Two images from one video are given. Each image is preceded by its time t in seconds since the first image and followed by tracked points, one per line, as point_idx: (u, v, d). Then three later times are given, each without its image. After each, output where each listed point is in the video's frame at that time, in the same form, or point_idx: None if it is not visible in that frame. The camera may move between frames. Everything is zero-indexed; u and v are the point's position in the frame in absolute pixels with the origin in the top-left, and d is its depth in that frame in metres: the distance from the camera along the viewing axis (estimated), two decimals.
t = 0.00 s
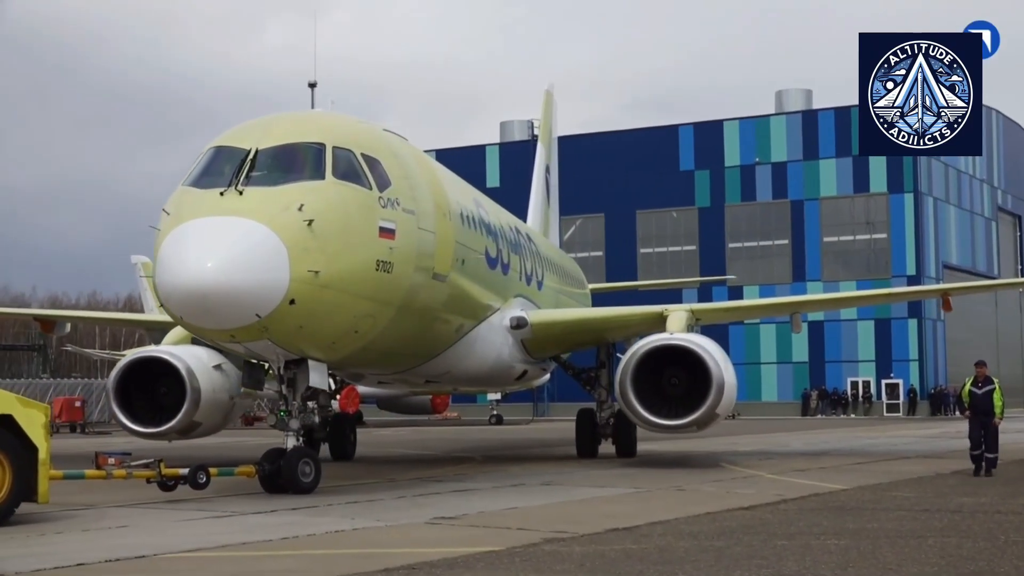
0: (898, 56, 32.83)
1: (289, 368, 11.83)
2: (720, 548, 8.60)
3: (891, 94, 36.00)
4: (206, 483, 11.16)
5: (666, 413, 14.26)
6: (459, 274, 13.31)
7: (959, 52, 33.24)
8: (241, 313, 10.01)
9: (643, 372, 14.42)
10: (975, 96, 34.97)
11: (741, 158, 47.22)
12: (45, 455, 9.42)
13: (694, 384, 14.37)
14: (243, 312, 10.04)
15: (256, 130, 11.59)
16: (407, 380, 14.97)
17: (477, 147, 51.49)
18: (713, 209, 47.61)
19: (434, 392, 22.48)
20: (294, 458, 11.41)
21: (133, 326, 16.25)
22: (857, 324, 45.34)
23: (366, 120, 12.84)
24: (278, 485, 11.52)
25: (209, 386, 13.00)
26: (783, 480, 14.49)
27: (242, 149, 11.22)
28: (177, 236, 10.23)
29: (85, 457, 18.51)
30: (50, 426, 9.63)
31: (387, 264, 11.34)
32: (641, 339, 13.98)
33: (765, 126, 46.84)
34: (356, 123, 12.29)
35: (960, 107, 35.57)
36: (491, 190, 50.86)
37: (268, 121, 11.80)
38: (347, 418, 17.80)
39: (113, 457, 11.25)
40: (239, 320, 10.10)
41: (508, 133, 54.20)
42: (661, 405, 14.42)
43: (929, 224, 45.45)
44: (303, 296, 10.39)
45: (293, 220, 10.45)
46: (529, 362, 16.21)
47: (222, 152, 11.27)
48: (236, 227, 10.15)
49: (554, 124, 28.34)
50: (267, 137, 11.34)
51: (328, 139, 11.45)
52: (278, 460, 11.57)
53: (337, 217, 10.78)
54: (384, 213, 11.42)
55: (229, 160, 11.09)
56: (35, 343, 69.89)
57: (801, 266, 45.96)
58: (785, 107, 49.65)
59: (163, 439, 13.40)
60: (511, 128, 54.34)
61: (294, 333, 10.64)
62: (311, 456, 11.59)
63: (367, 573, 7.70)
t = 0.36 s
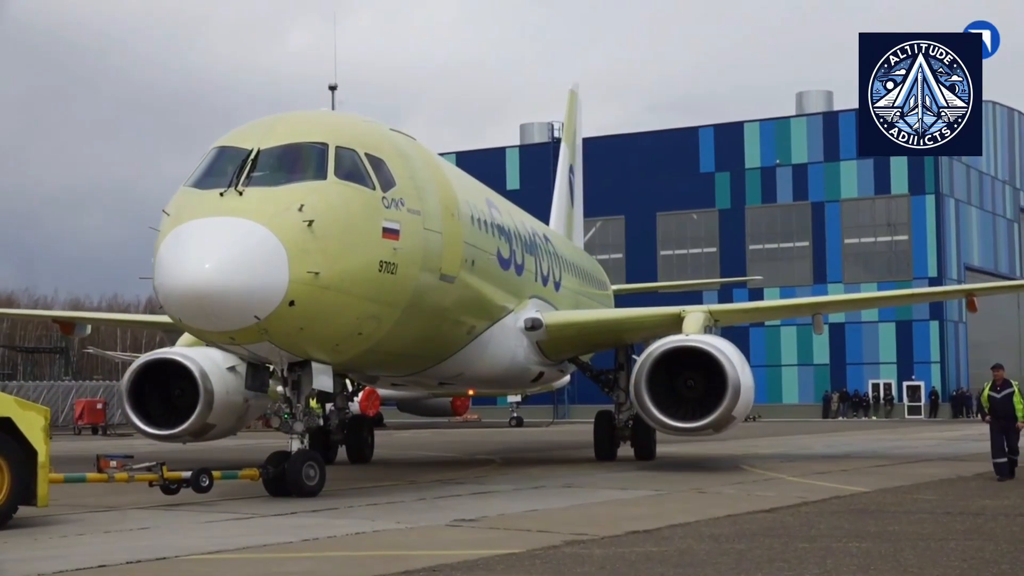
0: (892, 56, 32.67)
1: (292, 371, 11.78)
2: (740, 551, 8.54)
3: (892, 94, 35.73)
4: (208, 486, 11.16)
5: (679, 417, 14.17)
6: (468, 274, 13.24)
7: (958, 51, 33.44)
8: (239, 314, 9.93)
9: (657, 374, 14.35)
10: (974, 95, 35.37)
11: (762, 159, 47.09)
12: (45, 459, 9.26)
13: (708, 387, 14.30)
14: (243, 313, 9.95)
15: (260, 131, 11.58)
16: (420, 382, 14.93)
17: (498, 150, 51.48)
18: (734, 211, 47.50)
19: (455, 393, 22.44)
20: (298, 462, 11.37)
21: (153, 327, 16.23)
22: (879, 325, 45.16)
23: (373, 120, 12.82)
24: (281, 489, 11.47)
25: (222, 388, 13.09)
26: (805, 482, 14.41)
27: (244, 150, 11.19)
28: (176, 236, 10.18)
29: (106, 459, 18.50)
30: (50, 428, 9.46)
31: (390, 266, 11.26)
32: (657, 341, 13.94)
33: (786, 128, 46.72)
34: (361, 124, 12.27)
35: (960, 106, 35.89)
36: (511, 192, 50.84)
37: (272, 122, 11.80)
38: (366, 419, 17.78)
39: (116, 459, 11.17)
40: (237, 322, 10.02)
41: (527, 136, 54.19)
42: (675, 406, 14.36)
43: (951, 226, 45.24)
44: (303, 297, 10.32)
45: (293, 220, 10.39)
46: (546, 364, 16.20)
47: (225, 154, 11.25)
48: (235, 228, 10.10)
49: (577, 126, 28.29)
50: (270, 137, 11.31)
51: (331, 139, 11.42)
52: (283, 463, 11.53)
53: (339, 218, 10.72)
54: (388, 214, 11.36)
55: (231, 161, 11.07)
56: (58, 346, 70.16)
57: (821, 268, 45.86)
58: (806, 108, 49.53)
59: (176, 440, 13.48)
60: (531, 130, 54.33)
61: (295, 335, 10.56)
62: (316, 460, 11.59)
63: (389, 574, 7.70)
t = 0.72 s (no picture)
0: (893, 56, 32.59)
1: (294, 372, 11.63)
2: (758, 552, 8.53)
3: (892, 94, 35.77)
4: (210, 487, 11.31)
5: (690, 418, 14.09)
6: (473, 274, 13.14)
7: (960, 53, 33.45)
8: (237, 314, 9.78)
9: (668, 375, 14.28)
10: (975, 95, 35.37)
11: (779, 160, 46.97)
12: (41, 462, 9.07)
13: (721, 388, 14.26)
14: (241, 313, 9.80)
15: (261, 129, 11.46)
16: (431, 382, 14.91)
17: (515, 151, 51.49)
18: (751, 212, 47.40)
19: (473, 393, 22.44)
20: (302, 465, 11.31)
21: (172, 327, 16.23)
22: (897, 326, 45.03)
23: (376, 118, 12.72)
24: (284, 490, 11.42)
25: (231, 389, 13.25)
26: (823, 484, 14.38)
27: (244, 150, 11.07)
28: (173, 236, 10.04)
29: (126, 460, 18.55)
30: (48, 429, 9.27)
31: (391, 265, 11.15)
32: (671, 341, 13.90)
33: (803, 128, 46.60)
34: (364, 122, 12.17)
35: (960, 106, 35.85)
36: (529, 193, 50.85)
37: (272, 120, 11.69)
38: (380, 421, 17.83)
39: (115, 462, 11.32)
40: (235, 322, 9.86)
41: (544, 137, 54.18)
42: (687, 406, 14.30)
43: (969, 226, 45.08)
44: (302, 297, 10.16)
45: (291, 219, 10.25)
46: (559, 365, 16.23)
47: (224, 152, 11.14)
48: (232, 227, 9.95)
49: (598, 127, 28.27)
50: (269, 137, 11.20)
51: (331, 138, 11.31)
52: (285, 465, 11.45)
53: (339, 217, 10.60)
54: (390, 213, 11.26)
55: (230, 159, 10.95)
56: (77, 348, 70.44)
57: (839, 269, 45.74)
58: (824, 108, 49.42)
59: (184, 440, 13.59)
60: (548, 132, 54.33)
61: (294, 336, 10.42)
62: (319, 460, 11.56)
63: (408, 574, 7.73)
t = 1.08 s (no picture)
0: (892, 57, 32.63)
1: (293, 371, 11.66)
2: (775, 552, 8.54)
3: (892, 94, 35.57)
4: (207, 490, 11.34)
5: (700, 418, 14.05)
6: (479, 272, 13.09)
7: (960, 52, 33.12)
8: (231, 314, 9.73)
9: (679, 374, 14.25)
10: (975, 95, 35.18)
11: (796, 160, 46.85)
12: (36, 463, 8.98)
13: (732, 387, 14.22)
14: (236, 314, 9.75)
15: (260, 128, 11.43)
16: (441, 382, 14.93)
17: (531, 151, 51.50)
18: (767, 212, 47.32)
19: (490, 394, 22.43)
20: (302, 465, 11.17)
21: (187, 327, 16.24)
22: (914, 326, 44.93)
23: (379, 116, 12.68)
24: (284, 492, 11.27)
25: (241, 390, 13.35)
26: (840, 484, 14.38)
27: (242, 147, 11.04)
28: (168, 236, 10.01)
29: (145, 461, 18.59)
30: (42, 430, 9.13)
31: (391, 264, 11.09)
32: (682, 341, 13.90)
33: (820, 128, 46.46)
34: (365, 119, 12.11)
35: (960, 106, 35.76)
36: (544, 194, 50.85)
37: (272, 118, 11.66)
38: (392, 423, 17.86)
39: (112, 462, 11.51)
40: (230, 322, 9.81)
41: (560, 137, 54.17)
42: (698, 406, 14.26)
43: (987, 226, 44.93)
44: (297, 296, 10.11)
45: (287, 218, 10.19)
46: (572, 365, 16.24)
47: (223, 151, 11.10)
48: (226, 227, 9.89)
49: (616, 125, 28.23)
50: (268, 135, 11.17)
51: (330, 136, 11.26)
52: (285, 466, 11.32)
53: (337, 216, 10.54)
54: (390, 211, 11.20)
55: (229, 157, 10.92)
56: (94, 348, 70.67)
57: (855, 269, 45.66)
58: (841, 108, 49.33)
59: (194, 443, 13.60)
60: (564, 132, 54.32)
61: (291, 336, 10.37)
62: (319, 461, 11.39)
63: (426, 574, 7.74)
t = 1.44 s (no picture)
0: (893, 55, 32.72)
1: (294, 371, 11.53)
2: (792, 552, 8.52)
3: (892, 94, 35.96)
4: (206, 491, 11.34)
5: (711, 419, 14.01)
6: (482, 270, 13.03)
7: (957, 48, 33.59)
8: (225, 313, 9.67)
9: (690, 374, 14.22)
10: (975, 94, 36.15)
11: (812, 159, 46.77)
12: (31, 463, 8.95)
13: (744, 387, 14.20)
14: (230, 312, 9.69)
15: (258, 125, 11.38)
16: (449, 381, 14.94)
17: (546, 151, 51.51)
18: (783, 212, 47.25)
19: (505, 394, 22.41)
20: (302, 466, 11.08)
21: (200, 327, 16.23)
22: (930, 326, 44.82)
23: (381, 112, 12.61)
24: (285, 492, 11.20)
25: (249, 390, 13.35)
26: (857, 484, 14.34)
27: (240, 144, 10.99)
28: (163, 233, 9.95)
29: (160, 462, 18.61)
30: (36, 429, 9.08)
31: (390, 263, 11.03)
32: (694, 339, 13.90)
33: (835, 127, 46.36)
34: (367, 116, 12.05)
35: (960, 106, 36.59)
36: (559, 193, 50.85)
37: (271, 114, 11.61)
38: (405, 423, 17.84)
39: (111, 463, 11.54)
40: (224, 322, 9.76)
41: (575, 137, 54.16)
42: (710, 405, 14.25)
43: (1004, 225, 44.76)
44: (292, 295, 10.03)
45: (283, 216, 10.11)
46: (584, 364, 16.26)
47: (220, 147, 11.06)
48: (220, 226, 9.82)
49: (635, 122, 28.17)
50: (266, 132, 11.12)
51: (329, 133, 11.20)
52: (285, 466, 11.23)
53: (335, 213, 10.48)
54: (389, 209, 11.14)
55: (226, 155, 10.87)
56: (111, 349, 70.87)
57: (872, 268, 45.55)
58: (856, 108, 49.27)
59: (204, 444, 13.63)
60: (579, 132, 54.31)
61: (287, 335, 10.31)
62: (321, 462, 11.30)
63: (442, 573, 7.74)
